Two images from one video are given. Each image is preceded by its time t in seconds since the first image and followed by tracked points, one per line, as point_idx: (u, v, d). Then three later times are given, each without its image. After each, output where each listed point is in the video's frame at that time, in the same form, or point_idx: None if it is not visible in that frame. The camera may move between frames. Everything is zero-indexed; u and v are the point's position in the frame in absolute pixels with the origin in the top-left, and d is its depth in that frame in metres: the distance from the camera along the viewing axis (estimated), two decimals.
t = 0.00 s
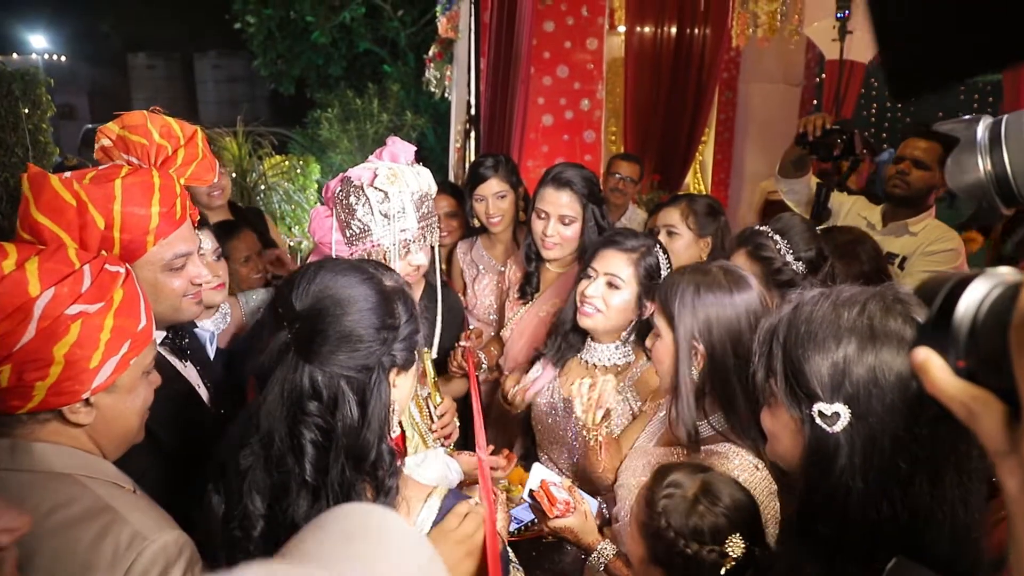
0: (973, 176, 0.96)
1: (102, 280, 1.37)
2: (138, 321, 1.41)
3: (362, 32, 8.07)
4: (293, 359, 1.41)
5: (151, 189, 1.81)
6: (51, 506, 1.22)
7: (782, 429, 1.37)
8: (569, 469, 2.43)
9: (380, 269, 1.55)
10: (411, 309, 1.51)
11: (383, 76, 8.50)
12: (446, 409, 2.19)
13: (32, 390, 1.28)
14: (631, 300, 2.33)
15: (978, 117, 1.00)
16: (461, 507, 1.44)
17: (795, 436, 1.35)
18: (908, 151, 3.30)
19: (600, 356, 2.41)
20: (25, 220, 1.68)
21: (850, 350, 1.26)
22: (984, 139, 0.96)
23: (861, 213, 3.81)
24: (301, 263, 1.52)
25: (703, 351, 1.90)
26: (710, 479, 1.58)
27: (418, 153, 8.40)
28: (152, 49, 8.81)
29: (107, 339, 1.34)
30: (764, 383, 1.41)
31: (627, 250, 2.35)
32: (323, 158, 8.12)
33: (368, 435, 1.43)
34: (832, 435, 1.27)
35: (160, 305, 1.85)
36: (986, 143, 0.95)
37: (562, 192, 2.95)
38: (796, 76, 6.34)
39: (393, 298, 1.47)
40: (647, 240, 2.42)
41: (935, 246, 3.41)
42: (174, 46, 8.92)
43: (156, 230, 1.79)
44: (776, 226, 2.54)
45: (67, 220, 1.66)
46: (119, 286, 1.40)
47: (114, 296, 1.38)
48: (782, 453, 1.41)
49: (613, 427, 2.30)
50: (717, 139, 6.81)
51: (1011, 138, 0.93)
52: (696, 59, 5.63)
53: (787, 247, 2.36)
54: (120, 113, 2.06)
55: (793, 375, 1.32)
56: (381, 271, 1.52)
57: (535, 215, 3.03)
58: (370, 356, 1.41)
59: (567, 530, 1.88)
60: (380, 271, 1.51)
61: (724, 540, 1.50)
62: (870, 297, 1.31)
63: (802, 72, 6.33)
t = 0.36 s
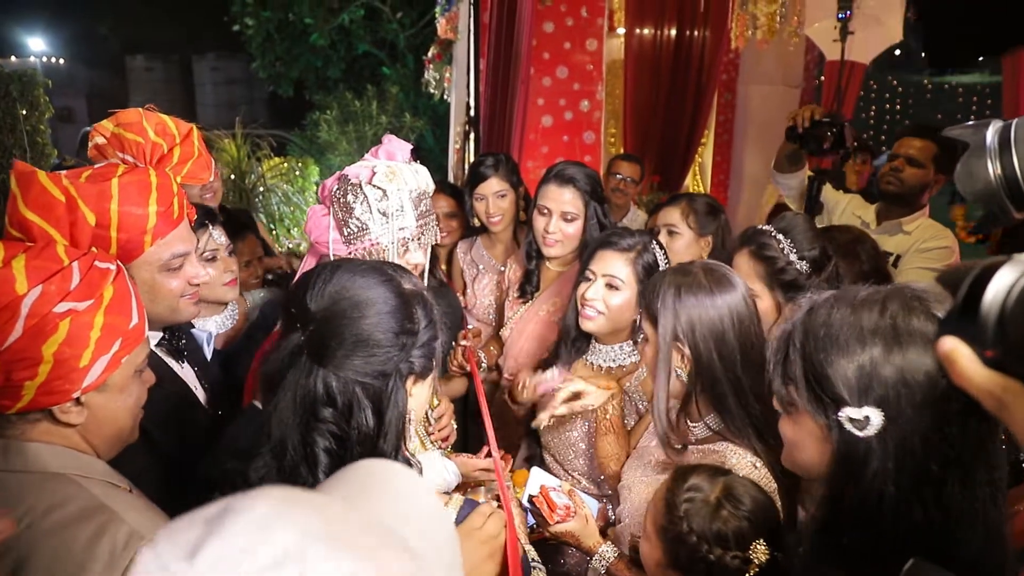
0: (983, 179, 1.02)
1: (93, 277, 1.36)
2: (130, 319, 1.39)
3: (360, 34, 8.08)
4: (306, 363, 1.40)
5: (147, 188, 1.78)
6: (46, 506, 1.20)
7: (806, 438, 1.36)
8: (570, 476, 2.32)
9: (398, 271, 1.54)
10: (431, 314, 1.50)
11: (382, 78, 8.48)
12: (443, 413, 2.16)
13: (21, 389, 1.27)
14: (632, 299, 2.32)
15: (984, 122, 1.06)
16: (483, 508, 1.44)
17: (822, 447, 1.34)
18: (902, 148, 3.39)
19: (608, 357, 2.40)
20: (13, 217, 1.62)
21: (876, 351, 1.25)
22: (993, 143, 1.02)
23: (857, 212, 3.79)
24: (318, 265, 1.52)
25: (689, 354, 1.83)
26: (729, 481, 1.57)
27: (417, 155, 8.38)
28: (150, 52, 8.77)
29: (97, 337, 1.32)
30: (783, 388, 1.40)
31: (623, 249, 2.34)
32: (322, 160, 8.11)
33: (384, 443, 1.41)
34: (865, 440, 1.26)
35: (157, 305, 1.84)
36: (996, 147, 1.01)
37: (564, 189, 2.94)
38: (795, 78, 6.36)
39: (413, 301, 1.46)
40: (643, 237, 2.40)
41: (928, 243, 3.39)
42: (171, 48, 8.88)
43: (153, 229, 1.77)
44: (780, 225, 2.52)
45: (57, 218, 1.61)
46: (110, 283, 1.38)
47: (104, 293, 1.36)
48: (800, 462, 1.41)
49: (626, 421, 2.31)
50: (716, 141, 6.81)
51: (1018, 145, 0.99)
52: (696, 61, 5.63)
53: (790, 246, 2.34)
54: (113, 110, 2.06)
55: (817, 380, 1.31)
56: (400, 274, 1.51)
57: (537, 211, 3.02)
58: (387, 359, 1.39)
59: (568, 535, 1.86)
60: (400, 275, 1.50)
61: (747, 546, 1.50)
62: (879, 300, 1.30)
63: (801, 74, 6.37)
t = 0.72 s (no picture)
0: (1007, 179, 1.04)
1: (93, 275, 1.34)
2: (130, 319, 1.37)
3: (359, 35, 8.06)
4: (309, 368, 1.37)
5: (141, 187, 1.77)
6: (40, 507, 1.19)
7: (855, 455, 1.27)
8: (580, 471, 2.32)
9: (404, 269, 1.50)
10: (438, 317, 1.46)
11: (380, 79, 8.46)
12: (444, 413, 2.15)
13: (15, 388, 1.25)
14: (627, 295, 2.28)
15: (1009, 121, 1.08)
16: (487, 520, 1.43)
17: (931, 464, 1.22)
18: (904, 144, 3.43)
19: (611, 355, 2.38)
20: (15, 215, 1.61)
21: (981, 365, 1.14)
22: (1016, 143, 1.04)
23: (851, 210, 3.75)
24: (318, 265, 1.47)
25: (688, 360, 1.79)
26: (741, 482, 1.55)
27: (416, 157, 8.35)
28: (149, 53, 8.75)
29: (95, 337, 1.31)
30: (878, 402, 1.24)
31: (619, 246, 2.32)
32: (321, 161, 8.10)
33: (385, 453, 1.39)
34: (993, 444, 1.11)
35: (152, 305, 1.81)
36: (1019, 148, 1.03)
37: (563, 187, 2.93)
38: (794, 80, 6.38)
39: (418, 305, 1.42)
40: (645, 235, 2.37)
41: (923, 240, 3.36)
42: (171, 51, 8.86)
43: (147, 229, 1.75)
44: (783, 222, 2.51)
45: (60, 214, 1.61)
46: (110, 282, 1.36)
47: (103, 292, 1.34)
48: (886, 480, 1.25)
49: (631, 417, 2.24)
50: (715, 142, 6.71)
51: None
52: (695, 62, 5.62)
53: (794, 244, 2.31)
54: (103, 105, 2.05)
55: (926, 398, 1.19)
56: (405, 273, 1.46)
57: (536, 209, 2.99)
58: (391, 366, 1.36)
59: (575, 536, 1.83)
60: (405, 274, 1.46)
61: (759, 549, 1.48)
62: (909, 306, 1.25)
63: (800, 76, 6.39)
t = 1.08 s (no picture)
0: None
1: (95, 273, 1.31)
2: (132, 318, 1.34)
3: (357, 36, 8.04)
4: (283, 365, 1.33)
5: (142, 187, 1.73)
6: (33, 508, 1.16)
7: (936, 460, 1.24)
8: (584, 471, 2.30)
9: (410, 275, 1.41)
10: (427, 322, 1.34)
11: (378, 79, 8.44)
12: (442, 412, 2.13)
13: (12, 387, 1.22)
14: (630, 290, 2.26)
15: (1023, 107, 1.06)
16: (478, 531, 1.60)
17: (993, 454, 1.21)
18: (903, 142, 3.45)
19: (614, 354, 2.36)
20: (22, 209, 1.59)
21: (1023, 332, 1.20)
22: None
23: (850, 207, 3.73)
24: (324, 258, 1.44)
25: (687, 361, 1.77)
26: (740, 483, 1.53)
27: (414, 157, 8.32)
28: (147, 54, 8.73)
29: (95, 336, 1.28)
30: (958, 399, 1.21)
31: (628, 241, 2.29)
32: (318, 162, 8.07)
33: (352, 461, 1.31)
34: None
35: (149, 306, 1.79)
36: None
37: (560, 184, 2.91)
38: (793, 79, 6.37)
39: (404, 307, 1.31)
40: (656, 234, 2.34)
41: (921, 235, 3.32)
42: (168, 52, 8.83)
43: (147, 231, 1.71)
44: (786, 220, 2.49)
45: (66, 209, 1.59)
46: (113, 280, 1.33)
47: (105, 291, 1.31)
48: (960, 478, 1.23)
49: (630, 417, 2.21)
50: (714, 143, 6.69)
51: None
52: (694, 62, 5.60)
53: (797, 242, 2.29)
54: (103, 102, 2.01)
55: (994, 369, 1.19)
56: (401, 275, 1.37)
57: (535, 207, 2.97)
58: (364, 371, 1.27)
59: (577, 535, 1.81)
60: (403, 276, 1.37)
61: (749, 552, 1.45)
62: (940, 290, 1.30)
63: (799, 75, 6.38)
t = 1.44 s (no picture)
0: None
1: (97, 275, 1.29)
2: (134, 321, 1.32)
3: (355, 36, 8.01)
4: (247, 373, 1.33)
5: (151, 188, 1.71)
6: (29, 513, 1.14)
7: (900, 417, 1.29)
8: (586, 472, 2.27)
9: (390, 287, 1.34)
10: (377, 343, 1.26)
11: (376, 80, 8.42)
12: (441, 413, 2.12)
13: (12, 391, 1.20)
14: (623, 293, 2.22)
15: None
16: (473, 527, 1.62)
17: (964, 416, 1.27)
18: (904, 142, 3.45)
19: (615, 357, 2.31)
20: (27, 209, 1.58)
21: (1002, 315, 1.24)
22: None
23: (851, 207, 3.70)
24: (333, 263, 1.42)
25: (688, 363, 1.74)
26: (731, 485, 1.46)
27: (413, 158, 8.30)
28: (145, 55, 8.72)
29: (95, 340, 1.25)
30: (923, 359, 1.27)
31: (623, 243, 2.27)
32: (317, 163, 8.05)
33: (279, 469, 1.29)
34: None
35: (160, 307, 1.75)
36: None
37: (562, 183, 2.91)
38: (792, 79, 6.36)
39: (346, 323, 1.26)
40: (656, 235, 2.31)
41: (926, 238, 3.31)
42: (167, 53, 8.82)
43: (157, 232, 1.69)
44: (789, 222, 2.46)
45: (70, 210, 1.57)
46: (115, 283, 1.31)
47: (106, 294, 1.29)
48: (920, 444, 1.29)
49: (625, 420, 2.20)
50: (712, 144, 6.62)
51: None
52: (692, 62, 5.58)
53: (801, 245, 2.28)
54: (111, 105, 1.96)
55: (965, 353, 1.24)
56: (379, 290, 1.31)
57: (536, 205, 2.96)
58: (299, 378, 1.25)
59: (571, 535, 1.80)
60: (368, 290, 1.30)
61: (739, 554, 1.40)
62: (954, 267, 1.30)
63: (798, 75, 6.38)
